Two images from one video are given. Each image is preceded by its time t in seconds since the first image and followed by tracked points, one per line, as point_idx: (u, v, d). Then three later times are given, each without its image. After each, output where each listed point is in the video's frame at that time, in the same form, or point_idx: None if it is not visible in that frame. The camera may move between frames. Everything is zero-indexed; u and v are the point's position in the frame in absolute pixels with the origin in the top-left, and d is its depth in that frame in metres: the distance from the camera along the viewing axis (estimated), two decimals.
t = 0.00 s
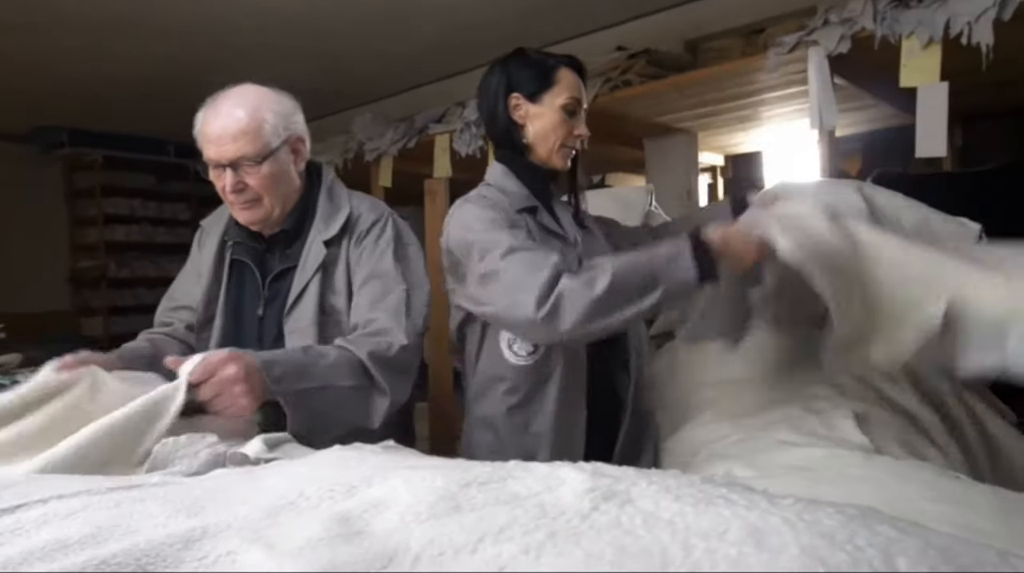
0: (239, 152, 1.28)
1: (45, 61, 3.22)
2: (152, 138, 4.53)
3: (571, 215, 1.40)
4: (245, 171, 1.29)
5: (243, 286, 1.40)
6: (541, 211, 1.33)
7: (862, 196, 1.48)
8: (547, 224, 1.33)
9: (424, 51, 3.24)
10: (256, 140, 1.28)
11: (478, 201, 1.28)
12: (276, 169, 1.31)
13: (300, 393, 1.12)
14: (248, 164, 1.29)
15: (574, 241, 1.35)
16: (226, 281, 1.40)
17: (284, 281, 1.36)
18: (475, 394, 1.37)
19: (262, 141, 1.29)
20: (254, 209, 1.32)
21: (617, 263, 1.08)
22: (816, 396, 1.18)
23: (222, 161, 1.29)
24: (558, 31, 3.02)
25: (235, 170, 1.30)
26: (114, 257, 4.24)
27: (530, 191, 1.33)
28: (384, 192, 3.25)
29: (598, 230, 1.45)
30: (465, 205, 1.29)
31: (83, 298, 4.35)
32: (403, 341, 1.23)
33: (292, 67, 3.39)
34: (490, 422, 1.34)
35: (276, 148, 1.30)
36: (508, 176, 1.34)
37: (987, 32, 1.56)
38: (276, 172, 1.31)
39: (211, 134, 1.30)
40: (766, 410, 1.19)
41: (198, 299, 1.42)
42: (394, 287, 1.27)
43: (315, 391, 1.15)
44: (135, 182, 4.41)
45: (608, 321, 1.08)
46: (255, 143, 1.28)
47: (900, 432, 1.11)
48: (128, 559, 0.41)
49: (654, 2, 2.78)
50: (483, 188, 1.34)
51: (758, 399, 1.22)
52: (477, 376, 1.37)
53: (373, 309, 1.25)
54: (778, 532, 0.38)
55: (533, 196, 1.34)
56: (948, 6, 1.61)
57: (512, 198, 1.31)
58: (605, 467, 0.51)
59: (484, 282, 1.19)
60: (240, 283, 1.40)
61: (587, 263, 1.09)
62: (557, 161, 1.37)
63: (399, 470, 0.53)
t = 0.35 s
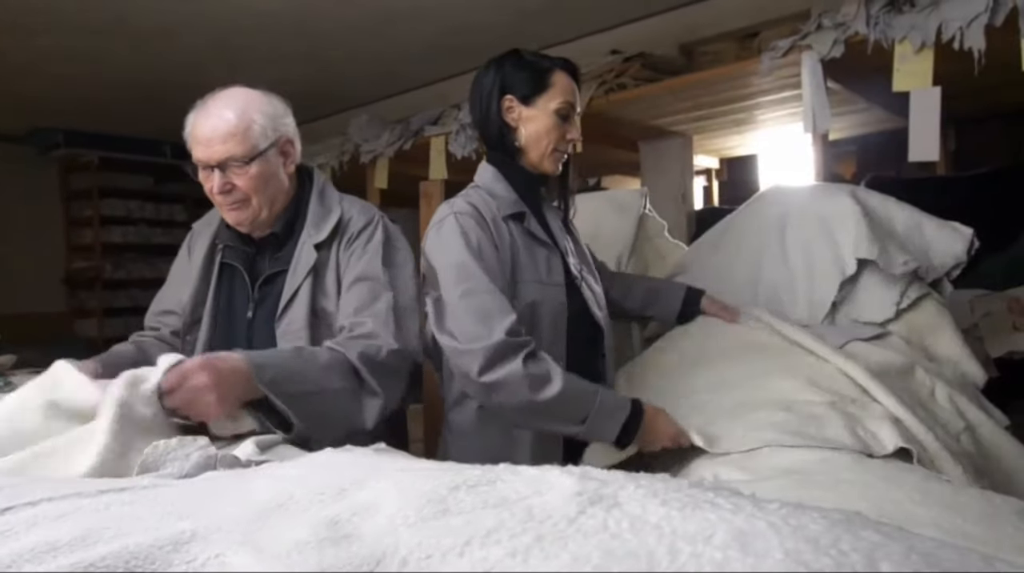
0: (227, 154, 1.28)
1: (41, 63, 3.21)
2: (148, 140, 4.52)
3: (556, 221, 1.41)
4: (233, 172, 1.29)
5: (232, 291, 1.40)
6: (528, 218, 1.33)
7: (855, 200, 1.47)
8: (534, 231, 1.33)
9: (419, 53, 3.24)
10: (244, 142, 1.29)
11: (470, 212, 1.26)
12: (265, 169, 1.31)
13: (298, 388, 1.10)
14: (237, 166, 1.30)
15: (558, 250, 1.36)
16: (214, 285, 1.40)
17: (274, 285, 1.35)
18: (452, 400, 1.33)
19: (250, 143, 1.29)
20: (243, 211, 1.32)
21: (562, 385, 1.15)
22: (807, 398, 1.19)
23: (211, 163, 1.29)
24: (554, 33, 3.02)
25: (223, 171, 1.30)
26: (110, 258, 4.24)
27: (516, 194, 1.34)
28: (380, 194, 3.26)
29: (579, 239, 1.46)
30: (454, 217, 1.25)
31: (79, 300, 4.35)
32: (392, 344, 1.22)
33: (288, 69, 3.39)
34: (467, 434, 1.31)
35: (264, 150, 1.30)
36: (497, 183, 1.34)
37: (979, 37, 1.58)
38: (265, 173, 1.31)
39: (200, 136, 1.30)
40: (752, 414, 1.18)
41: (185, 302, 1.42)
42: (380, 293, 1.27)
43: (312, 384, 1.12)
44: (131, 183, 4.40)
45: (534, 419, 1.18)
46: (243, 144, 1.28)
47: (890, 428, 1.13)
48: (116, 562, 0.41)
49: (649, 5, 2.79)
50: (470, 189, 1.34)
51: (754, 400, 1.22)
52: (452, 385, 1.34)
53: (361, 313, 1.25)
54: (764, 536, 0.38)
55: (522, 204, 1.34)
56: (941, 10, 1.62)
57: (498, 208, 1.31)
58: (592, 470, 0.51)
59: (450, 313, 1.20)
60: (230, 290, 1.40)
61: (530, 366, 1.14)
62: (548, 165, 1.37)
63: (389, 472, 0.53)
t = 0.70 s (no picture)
0: (212, 161, 1.28)
1: (40, 65, 3.22)
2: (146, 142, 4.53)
3: (552, 225, 1.40)
4: (219, 179, 1.30)
5: (222, 294, 1.41)
6: (525, 226, 1.33)
7: (849, 207, 1.48)
8: (531, 239, 1.33)
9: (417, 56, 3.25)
10: (228, 149, 1.29)
11: (468, 220, 1.26)
12: (250, 174, 1.31)
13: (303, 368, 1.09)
14: (222, 172, 1.30)
15: (554, 256, 1.36)
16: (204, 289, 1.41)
17: (261, 287, 1.36)
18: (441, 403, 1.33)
19: (234, 149, 1.29)
20: (231, 216, 1.32)
21: (555, 416, 1.17)
22: (800, 403, 1.20)
23: (196, 169, 1.29)
24: (551, 37, 3.03)
25: (209, 178, 1.30)
26: (108, 260, 4.24)
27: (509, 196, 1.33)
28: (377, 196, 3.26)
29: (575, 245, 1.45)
30: (453, 225, 1.24)
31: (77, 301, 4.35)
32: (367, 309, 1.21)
33: (287, 71, 3.39)
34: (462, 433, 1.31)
35: (249, 155, 1.30)
36: (495, 186, 1.34)
37: (973, 43, 1.58)
38: (251, 179, 1.31)
39: (184, 143, 1.30)
40: (749, 415, 1.21)
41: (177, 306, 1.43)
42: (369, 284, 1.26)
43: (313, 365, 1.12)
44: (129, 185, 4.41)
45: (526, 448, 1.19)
46: (227, 150, 1.29)
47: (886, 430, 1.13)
48: (109, 564, 0.42)
49: (647, 9, 2.79)
50: (469, 193, 1.33)
51: (748, 405, 1.24)
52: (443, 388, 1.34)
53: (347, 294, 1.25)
54: (750, 540, 0.39)
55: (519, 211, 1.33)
56: (935, 16, 1.63)
57: (495, 215, 1.30)
58: (582, 474, 0.52)
59: (445, 325, 1.20)
60: (220, 293, 1.40)
61: (529, 392, 1.16)
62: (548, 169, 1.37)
63: (380, 475, 0.54)
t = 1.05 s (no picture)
0: (197, 185, 1.27)
1: (41, 71, 3.23)
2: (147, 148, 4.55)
3: (576, 236, 1.38)
4: (205, 201, 1.28)
5: (208, 306, 1.43)
6: (539, 235, 1.32)
7: (846, 217, 1.49)
8: (542, 249, 1.32)
9: (418, 64, 3.26)
10: (212, 171, 1.27)
11: (474, 225, 1.27)
12: (236, 195, 1.31)
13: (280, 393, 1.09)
14: (209, 195, 1.29)
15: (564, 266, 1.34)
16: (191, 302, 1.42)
17: (246, 297, 1.36)
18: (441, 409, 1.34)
19: (219, 171, 1.28)
20: (220, 236, 1.33)
21: (541, 419, 1.15)
22: (795, 413, 1.20)
23: (182, 195, 1.28)
24: (551, 46, 3.05)
25: (195, 202, 1.29)
26: (107, 265, 4.25)
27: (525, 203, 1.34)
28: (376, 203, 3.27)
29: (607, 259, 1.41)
30: (459, 230, 1.25)
31: (76, 307, 4.36)
32: (340, 327, 1.19)
33: (287, 79, 3.41)
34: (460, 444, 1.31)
35: (234, 175, 1.30)
36: (513, 199, 1.34)
37: (970, 55, 1.58)
38: (237, 200, 1.31)
39: (165, 167, 1.28)
40: (743, 426, 1.21)
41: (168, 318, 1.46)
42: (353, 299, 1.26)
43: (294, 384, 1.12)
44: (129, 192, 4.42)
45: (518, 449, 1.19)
46: (213, 172, 1.27)
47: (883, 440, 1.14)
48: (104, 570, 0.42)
49: (646, 19, 2.81)
50: (490, 204, 1.34)
51: (741, 415, 1.24)
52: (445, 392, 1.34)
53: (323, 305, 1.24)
54: (739, 549, 0.39)
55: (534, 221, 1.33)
56: (932, 28, 1.64)
57: (505, 221, 1.31)
58: (576, 483, 0.52)
59: (444, 329, 1.21)
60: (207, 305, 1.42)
61: (514, 397, 1.15)
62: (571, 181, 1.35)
63: (374, 483, 0.54)
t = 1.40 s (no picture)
0: (192, 172, 1.27)
1: (38, 72, 3.24)
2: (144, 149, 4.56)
3: (606, 240, 1.34)
4: (200, 190, 1.29)
5: (204, 303, 1.43)
6: (555, 235, 1.32)
7: (841, 219, 1.49)
8: (554, 249, 1.32)
9: (415, 66, 3.26)
10: (208, 159, 1.28)
11: (487, 218, 1.30)
12: (231, 185, 1.31)
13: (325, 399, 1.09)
14: (203, 183, 1.29)
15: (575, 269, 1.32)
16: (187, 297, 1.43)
17: (245, 298, 1.35)
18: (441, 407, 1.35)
19: (215, 160, 1.28)
20: (214, 227, 1.32)
21: (482, 416, 1.19)
22: (791, 414, 1.20)
23: (176, 182, 1.28)
24: (549, 48, 3.05)
25: (190, 190, 1.29)
26: (102, 266, 4.26)
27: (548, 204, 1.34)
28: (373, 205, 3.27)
29: (643, 265, 1.38)
30: (467, 228, 1.29)
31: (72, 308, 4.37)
32: (361, 343, 1.22)
33: (284, 80, 3.41)
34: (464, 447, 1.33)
35: (229, 165, 1.30)
36: (534, 199, 1.35)
37: (964, 59, 1.59)
38: (232, 189, 1.31)
39: (163, 157, 1.29)
40: (739, 427, 1.21)
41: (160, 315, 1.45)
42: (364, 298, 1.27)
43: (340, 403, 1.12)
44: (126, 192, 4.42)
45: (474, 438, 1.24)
46: (208, 160, 1.28)
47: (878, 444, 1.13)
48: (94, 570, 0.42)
49: (643, 21, 2.81)
50: (517, 206, 1.35)
51: (740, 416, 1.24)
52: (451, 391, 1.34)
53: (347, 321, 1.25)
54: (728, 548, 0.39)
55: (554, 222, 1.32)
56: (927, 32, 1.64)
57: (520, 218, 1.32)
58: (568, 483, 0.52)
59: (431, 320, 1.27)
60: (205, 303, 1.43)
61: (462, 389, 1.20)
62: (603, 186, 1.33)
63: (368, 483, 0.54)
